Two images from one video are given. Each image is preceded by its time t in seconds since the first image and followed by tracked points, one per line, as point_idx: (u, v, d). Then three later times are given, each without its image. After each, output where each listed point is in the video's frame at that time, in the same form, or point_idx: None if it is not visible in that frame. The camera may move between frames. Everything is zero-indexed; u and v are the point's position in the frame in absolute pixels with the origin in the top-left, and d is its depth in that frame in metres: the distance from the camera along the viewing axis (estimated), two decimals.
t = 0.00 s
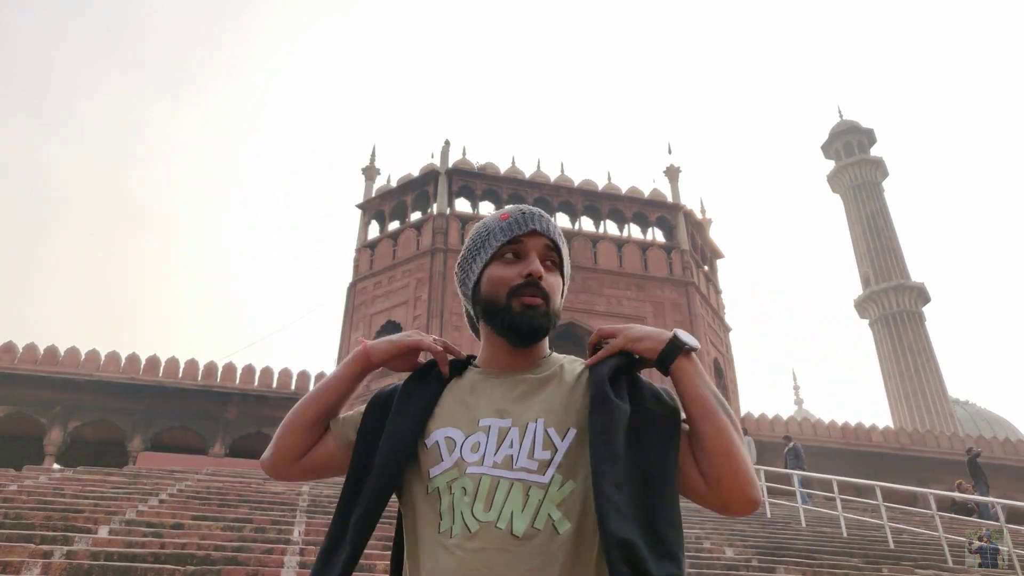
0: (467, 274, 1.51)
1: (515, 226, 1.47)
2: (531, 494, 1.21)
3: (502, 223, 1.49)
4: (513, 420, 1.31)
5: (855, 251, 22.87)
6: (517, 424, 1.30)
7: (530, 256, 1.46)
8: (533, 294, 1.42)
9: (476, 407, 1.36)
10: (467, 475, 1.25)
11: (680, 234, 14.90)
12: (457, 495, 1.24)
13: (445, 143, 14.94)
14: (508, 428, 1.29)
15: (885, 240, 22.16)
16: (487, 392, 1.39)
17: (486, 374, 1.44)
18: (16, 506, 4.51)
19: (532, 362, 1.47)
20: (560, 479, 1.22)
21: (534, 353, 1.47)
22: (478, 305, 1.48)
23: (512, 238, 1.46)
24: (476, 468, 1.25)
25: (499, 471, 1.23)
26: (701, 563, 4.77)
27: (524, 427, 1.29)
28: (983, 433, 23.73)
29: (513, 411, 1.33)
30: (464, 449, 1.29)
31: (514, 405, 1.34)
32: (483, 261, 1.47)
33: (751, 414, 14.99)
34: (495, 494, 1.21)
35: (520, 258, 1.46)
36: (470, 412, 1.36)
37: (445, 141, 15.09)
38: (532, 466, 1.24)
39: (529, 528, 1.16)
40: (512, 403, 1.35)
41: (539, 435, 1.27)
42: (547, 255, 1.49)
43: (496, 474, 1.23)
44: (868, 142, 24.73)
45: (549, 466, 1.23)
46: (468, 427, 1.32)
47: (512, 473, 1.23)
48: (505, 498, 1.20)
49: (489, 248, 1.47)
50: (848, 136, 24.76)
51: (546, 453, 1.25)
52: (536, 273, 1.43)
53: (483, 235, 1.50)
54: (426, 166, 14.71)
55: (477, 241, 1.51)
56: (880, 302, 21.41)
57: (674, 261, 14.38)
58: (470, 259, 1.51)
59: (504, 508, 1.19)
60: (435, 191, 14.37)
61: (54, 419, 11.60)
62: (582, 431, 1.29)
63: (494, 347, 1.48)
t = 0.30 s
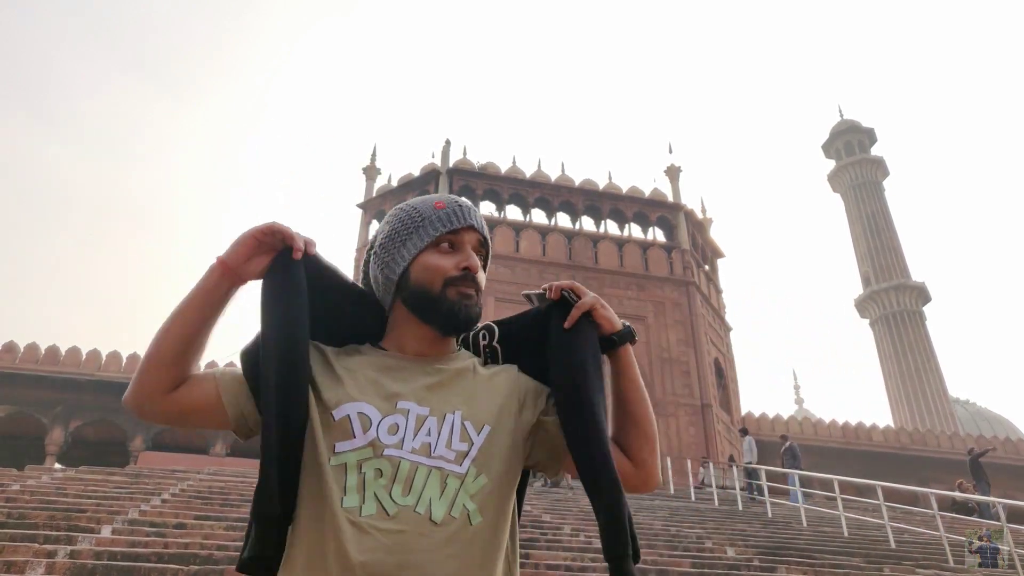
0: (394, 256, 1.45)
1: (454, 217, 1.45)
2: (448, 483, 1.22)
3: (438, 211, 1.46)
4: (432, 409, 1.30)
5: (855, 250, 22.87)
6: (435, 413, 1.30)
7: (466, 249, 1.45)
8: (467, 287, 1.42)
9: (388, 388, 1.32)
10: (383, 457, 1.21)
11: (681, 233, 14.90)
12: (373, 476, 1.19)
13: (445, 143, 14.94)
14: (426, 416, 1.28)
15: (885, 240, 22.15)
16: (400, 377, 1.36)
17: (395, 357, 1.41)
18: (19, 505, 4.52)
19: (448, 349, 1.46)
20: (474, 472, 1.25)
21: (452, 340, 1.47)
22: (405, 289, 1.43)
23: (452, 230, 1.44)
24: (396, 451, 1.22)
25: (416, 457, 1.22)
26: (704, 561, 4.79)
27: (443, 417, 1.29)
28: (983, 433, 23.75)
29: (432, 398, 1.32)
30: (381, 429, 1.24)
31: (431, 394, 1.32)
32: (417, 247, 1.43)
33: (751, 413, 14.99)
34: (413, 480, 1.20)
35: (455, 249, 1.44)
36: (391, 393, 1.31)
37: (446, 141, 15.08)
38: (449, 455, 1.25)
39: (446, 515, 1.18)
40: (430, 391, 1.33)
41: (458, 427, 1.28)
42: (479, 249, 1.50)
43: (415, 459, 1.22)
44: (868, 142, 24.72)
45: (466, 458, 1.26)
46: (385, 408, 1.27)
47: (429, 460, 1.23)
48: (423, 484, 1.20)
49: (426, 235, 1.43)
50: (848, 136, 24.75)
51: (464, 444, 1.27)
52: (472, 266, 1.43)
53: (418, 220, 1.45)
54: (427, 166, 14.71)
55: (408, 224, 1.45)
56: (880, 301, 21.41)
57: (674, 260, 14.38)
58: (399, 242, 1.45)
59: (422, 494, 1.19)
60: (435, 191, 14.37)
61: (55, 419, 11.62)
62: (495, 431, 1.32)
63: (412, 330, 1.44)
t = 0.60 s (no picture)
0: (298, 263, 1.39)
1: (350, 217, 1.36)
2: (380, 486, 1.19)
3: (338, 210, 1.38)
4: (363, 412, 1.25)
5: (856, 250, 22.85)
6: (366, 415, 1.25)
7: (362, 249, 1.36)
8: (361, 291, 1.32)
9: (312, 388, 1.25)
10: (315, 460, 1.16)
11: (681, 233, 14.90)
12: (304, 480, 1.14)
13: (445, 142, 14.95)
14: (358, 418, 1.24)
15: (885, 239, 22.15)
16: (323, 376, 1.29)
17: (309, 355, 1.33)
18: (21, 505, 4.53)
19: (364, 354, 1.38)
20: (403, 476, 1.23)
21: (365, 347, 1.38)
22: (306, 296, 1.36)
23: (346, 230, 1.35)
24: (328, 455, 1.17)
25: (348, 461, 1.18)
26: (705, 561, 4.78)
27: (374, 420, 1.25)
28: (984, 432, 23.74)
29: (361, 399, 1.27)
30: (311, 433, 1.18)
31: (359, 394, 1.28)
32: (314, 251, 1.36)
33: (752, 413, 15.00)
34: (345, 484, 1.16)
35: (349, 250, 1.36)
36: (320, 394, 1.24)
37: (446, 141, 15.07)
38: (381, 459, 1.22)
39: (378, 519, 1.16)
40: (359, 391, 1.28)
41: (388, 430, 1.25)
42: (383, 248, 1.39)
43: (346, 464, 1.18)
44: (868, 141, 24.72)
45: (397, 461, 1.23)
46: (315, 412, 1.21)
47: (359, 464, 1.19)
48: (354, 489, 1.17)
49: (322, 237, 1.36)
50: (848, 135, 24.77)
51: (394, 448, 1.24)
52: (366, 268, 1.33)
53: (317, 223, 1.38)
54: (427, 166, 14.71)
55: (311, 227, 1.39)
56: (880, 301, 21.40)
57: (674, 260, 14.37)
58: (303, 246, 1.39)
59: (356, 501, 1.16)
60: (435, 191, 14.37)
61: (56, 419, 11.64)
62: (423, 435, 1.31)
63: (320, 339, 1.37)
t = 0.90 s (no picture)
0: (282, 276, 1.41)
1: (324, 226, 1.38)
2: (357, 489, 1.21)
3: (315, 220, 1.40)
4: (340, 417, 1.28)
5: (856, 249, 22.85)
6: (345, 421, 1.28)
7: (337, 256, 1.36)
8: (336, 297, 1.31)
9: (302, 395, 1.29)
10: (296, 468, 1.19)
11: (681, 232, 14.90)
12: (284, 488, 1.16)
13: (446, 142, 14.94)
14: (336, 425, 1.26)
15: (886, 239, 22.14)
16: (314, 384, 1.32)
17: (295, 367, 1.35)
18: (21, 506, 4.53)
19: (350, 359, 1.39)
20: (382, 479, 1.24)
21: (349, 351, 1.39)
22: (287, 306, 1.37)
23: (320, 237, 1.37)
24: (306, 462, 1.20)
25: (325, 467, 1.21)
26: (705, 561, 4.78)
27: (353, 425, 1.28)
28: (984, 431, 23.75)
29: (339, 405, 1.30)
30: (292, 441, 1.22)
31: (338, 400, 1.31)
32: (292, 263, 1.37)
33: (752, 412, 15.02)
34: (324, 490, 1.18)
35: (324, 258, 1.36)
36: (305, 403, 1.28)
37: (446, 141, 15.07)
38: (359, 463, 1.24)
39: (355, 525, 1.16)
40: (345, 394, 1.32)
41: (367, 434, 1.27)
42: (360, 256, 1.38)
43: (324, 470, 1.20)
44: (868, 140, 24.72)
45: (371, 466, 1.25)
46: (293, 421, 1.24)
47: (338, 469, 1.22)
48: (332, 495, 1.18)
49: (299, 248, 1.38)
50: (848, 135, 24.78)
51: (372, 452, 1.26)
52: (340, 275, 1.32)
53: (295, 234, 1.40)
54: (427, 166, 14.71)
55: (292, 240, 1.41)
56: (880, 301, 21.41)
57: (675, 260, 14.36)
58: (286, 260, 1.41)
59: (333, 503, 1.17)
60: (435, 191, 14.37)
61: (57, 419, 11.65)
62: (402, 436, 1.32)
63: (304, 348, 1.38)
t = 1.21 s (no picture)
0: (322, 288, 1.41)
1: (367, 240, 1.36)
2: (396, 496, 1.23)
3: (356, 233, 1.39)
4: (379, 427, 1.29)
5: (856, 249, 22.84)
6: (383, 430, 1.29)
7: (380, 272, 1.36)
8: (377, 314, 1.31)
9: (337, 404, 1.31)
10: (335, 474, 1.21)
11: (682, 232, 14.89)
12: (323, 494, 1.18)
13: (446, 142, 14.94)
14: (374, 434, 1.28)
15: (886, 239, 22.13)
16: (352, 395, 1.34)
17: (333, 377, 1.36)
18: (20, 505, 4.53)
19: (386, 369, 1.40)
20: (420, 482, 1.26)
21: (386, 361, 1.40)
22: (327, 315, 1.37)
23: (361, 251, 1.36)
24: (346, 469, 1.22)
25: (366, 474, 1.23)
26: (706, 561, 4.78)
27: (390, 433, 1.29)
28: (985, 431, 23.74)
29: (377, 416, 1.31)
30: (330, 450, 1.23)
31: (376, 410, 1.32)
32: (333, 275, 1.37)
33: (752, 412, 15.01)
34: (362, 497, 1.20)
35: (366, 272, 1.35)
36: (343, 410, 1.30)
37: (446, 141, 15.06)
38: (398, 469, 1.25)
39: (392, 530, 1.18)
40: (380, 407, 1.33)
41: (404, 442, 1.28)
42: (401, 271, 1.38)
43: (364, 477, 1.22)
44: (868, 140, 24.72)
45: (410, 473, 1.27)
46: (330, 431, 1.26)
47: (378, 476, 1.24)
48: (371, 502, 1.20)
49: (340, 261, 1.37)
50: (848, 135, 24.77)
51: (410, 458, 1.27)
52: (382, 291, 1.33)
53: (336, 248, 1.39)
54: (427, 166, 14.70)
55: (332, 252, 1.41)
56: (880, 301, 21.41)
57: (675, 260, 14.35)
58: (325, 272, 1.41)
59: (372, 512, 1.19)
60: (436, 191, 14.37)
61: (56, 419, 11.64)
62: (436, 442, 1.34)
63: (340, 355, 1.39)
